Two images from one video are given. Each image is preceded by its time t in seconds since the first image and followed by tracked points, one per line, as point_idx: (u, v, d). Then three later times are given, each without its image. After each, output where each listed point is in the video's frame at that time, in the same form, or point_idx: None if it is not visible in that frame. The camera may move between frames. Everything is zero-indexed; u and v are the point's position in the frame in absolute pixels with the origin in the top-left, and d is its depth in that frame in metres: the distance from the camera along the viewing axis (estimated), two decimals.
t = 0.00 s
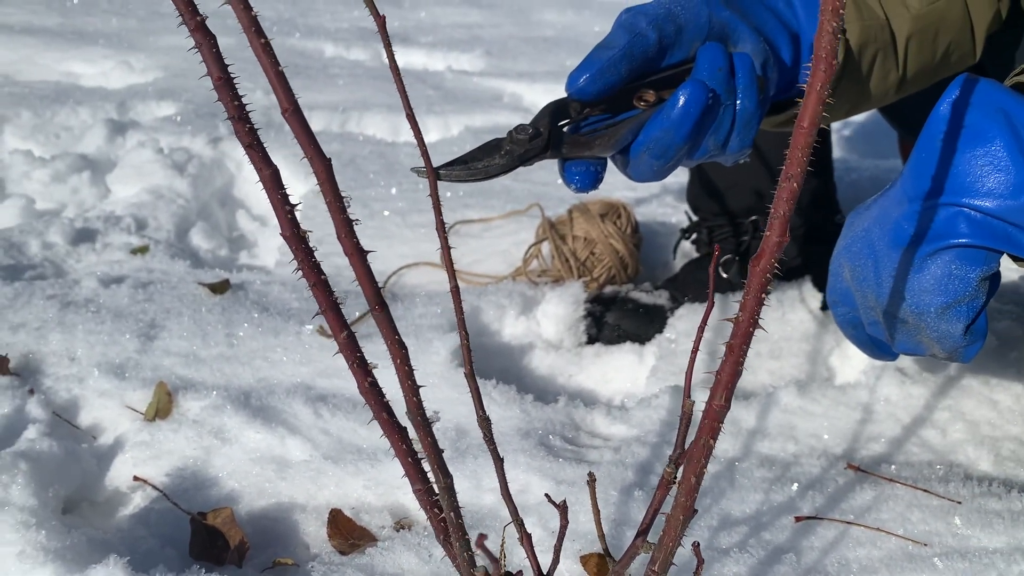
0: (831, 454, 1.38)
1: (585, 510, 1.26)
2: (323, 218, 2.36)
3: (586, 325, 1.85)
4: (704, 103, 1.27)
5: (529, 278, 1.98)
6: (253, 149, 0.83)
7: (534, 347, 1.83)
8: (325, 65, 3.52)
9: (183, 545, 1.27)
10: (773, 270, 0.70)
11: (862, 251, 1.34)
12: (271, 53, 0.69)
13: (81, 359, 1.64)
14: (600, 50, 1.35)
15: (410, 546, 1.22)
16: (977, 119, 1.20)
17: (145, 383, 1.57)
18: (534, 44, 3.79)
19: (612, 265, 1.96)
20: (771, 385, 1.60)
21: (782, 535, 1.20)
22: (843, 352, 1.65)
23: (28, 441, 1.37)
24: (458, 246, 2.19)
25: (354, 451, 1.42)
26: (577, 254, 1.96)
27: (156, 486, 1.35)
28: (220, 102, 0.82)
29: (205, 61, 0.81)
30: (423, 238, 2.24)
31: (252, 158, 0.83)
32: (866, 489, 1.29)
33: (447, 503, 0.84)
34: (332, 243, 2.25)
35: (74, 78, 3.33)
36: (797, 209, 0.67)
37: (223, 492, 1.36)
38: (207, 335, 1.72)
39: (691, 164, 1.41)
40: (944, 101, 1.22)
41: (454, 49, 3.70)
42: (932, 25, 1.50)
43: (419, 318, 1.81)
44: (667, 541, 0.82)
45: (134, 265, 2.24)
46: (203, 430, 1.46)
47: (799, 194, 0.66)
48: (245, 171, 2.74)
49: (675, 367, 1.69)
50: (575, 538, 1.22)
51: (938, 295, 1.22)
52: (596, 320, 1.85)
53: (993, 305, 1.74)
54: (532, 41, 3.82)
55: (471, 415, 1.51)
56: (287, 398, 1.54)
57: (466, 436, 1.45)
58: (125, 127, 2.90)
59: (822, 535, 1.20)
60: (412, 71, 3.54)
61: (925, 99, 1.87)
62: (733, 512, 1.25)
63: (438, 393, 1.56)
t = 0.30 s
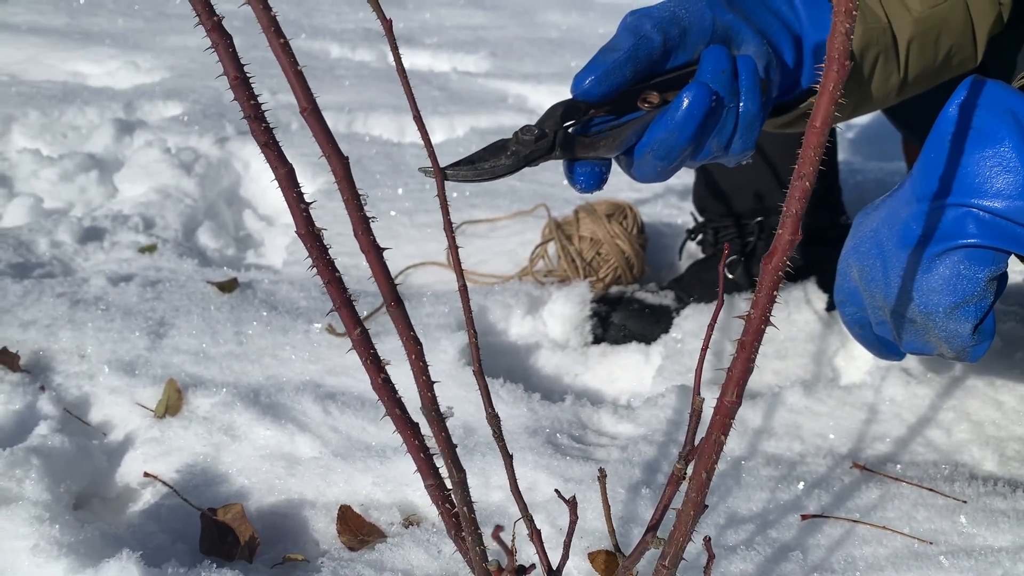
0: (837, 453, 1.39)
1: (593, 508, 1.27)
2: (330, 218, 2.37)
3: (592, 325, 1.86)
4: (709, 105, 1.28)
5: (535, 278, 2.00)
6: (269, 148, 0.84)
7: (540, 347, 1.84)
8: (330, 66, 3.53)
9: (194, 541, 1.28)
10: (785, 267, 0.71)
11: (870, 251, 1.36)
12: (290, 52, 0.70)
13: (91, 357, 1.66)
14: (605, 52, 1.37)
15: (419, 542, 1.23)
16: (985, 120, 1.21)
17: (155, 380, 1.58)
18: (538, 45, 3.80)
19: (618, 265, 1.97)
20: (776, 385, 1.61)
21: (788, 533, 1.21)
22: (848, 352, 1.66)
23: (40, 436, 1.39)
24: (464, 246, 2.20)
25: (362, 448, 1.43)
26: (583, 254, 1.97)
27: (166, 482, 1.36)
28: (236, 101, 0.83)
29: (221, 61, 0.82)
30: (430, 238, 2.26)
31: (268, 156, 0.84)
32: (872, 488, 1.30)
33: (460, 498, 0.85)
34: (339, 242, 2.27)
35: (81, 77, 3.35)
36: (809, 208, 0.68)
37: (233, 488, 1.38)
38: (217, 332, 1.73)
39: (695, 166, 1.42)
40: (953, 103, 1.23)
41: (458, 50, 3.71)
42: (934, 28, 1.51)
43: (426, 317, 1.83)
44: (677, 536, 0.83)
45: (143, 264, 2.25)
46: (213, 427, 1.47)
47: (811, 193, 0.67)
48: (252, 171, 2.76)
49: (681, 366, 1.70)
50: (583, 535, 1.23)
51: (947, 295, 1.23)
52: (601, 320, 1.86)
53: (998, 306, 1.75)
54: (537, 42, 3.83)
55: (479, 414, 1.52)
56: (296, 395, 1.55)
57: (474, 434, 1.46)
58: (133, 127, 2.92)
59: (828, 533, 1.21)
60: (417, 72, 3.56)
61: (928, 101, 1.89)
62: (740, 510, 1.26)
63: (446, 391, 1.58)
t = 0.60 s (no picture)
0: (842, 450, 1.40)
1: (599, 504, 1.28)
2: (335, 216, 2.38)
3: (597, 323, 1.87)
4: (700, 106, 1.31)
5: (540, 277, 2.01)
6: (283, 143, 0.85)
7: (546, 345, 1.85)
8: (335, 66, 3.54)
9: (202, 535, 1.29)
10: (793, 263, 0.71)
11: (874, 252, 1.36)
12: (309, 48, 0.71)
13: (99, 353, 1.66)
14: (606, 49, 1.37)
15: (427, 537, 1.24)
16: (989, 123, 1.22)
17: (163, 377, 1.59)
18: (543, 46, 3.81)
19: (623, 264, 1.97)
20: (781, 383, 1.62)
21: (793, 530, 1.22)
22: (852, 352, 1.67)
23: (49, 431, 1.40)
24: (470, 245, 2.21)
25: (369, 444, 1.44)
26: (589, 253, 1.98)
27: (175, 477, 1.36)
28: (252, 95, 0.84)
29: (238, 56, 0.83)
30: (435, 236, 2.27)
31: (282, 151, 0.85)
32: (876, 486, 1.30)
33: (469, 491, 0.86)
34: (345, 241, 2.28)
35: (87, 76, 3.36)
36: (817, 204, 0.69)
37: (241, 484, 1.38)
38: (224, 330, 1.74)
39: (695, 162, 1.42)
40: (957, 105, 1.24)
41: (463, 51, 3.72)
42: (935, 29, 1.52)
43: (432, 315, 1.84)
44: (685, 530, 0.83)
45: (150, 261, 2.26)
46: (221, 422, 1.48)
47: (820, 189, 0.68)
48: (257, 170, 2.77)
49: (686, 365, 1.71)
50: (589, 531, 1.23)
51: (949, 295, 1.23)
52: (606, 319, 1.86)
53: (1002, 307, 1.76)
54: (541, 43, 3.84)
55: (485, 411, 1.53)
56: (303, 392, 1.56)
57: (481, 430, 1.47)
58: (139, 125, 2.93)
59: (833, 530, 1.22)
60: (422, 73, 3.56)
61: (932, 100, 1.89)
62: (745, 507, 1.26)
63: (452, 389, 1.58)
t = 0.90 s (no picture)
0: (850, 451, 1.40)
1: (607, 505, 1.28)
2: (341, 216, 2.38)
3: (603, 324, 1.87)
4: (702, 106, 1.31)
5: (547, 277, 2.01)
6: (295, 142, 0.85)
7: (552, 345, 1.85)
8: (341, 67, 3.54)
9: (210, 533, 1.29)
10: (807, 262, 0.71)
11: (883, 255, 1.36)
12: (323, 45, 0.72)
13: (106, 351, 1.66)
14: (615, 49, 1.37)
15: (434, 537, 1.24)
16: (1000, 126, 1.22)
17: (170, 375, 1.59)
18: (548, 47, 3.81)
19: (629, 265, 1.97)
20: (788, 384, 1.62)
21: (801, 531, 1.22)
22: (859, 353, 1.67)
23: (57, 429, 1.40)
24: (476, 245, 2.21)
25: (377, 443, 1.44)
26: (595, 253, 1.98)
27: (182, 475, 1.36)
28: (263, 94, 0.84)
29: (249, 55, 0.83)
30: (441, 236, 2.27)
31: (294, 150, 0.85)
32: (884, 487, 1.30)
33: (480, 490, 0.86)
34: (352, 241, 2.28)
35: (93, 76, 3.37)
36: (832, 202, 0.69)
37: (248, 482, 1.39)
38: (231, 329, 1.74)
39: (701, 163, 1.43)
40: (966, 108, 1.24)
41: (468, 52, 3.73)
42: (941, 32, 1.52)
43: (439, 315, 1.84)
44: (696, 529, 0.83)
45: (156, 260, 2.26)
46: (228, 421, 1.48)
47: (835, 187, 0.67)
48: (263, 170, 2.78)
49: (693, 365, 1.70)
50: (597, 531, 1.23)
51: (958, 297, 1.24)
52: (613, 319, 1.87)
53: (1009, 309, 1.75)
54: (546, 44, 3.84)
55: (493, 411, 1.53)
56: (310, 391, 1.56)
57: (488, 430, 1.47)
58: (145, 125, 2.94)
59: (841, 531, 1.22)
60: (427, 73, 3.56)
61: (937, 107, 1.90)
62: (753, 508, 1.26)
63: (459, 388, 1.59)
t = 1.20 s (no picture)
0: (850, 452, 1.39)
1: (607, 505, 1.28)
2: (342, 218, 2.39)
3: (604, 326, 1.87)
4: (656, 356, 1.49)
5: (548, 278, 2.01)
6: (293, 142, 0.85)
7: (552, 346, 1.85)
8: (342, 68, 3.55)
9: (209, 533, 1.29)
10: (805, 262, 0.71)
11: (890, 250, 1.36)
12: (319, 46, 0.71)
13: (107, 351, 1.67)
14: (633, 283, 1.54)
15: (434, 537, 1.24)
16: (1006, 119, 1.24)
17: (170, 375, 1.59)
18: (549, 48, 3.81)
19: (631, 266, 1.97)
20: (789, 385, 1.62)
21: (801, 532, 1.22)
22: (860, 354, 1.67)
23: (57, 429, 1.40)
24: (477, 247, 2.21)
25: (377, 444, 1.44)
26: (596, 254, 1.98)
27: (182, 475, 1.36)
28: (261, 95, 0.84)
29: (247, 56, 0.83)
30: (443, 237, 2.27)
31: (292, 150, 0.85)
32: (885, 488, 1.30)
33: (478, 492, 0.85)
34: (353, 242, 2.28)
35: (95, 77, 3.38)
36: (830, 203, 0.68)
37: (248, 482, 1.39)
38: (231, 329, 1.74)
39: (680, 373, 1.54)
40: (972, 103, 1.26)
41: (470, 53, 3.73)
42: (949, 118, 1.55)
43: (440, 316, 1.84)
44: (695, 530, 0.83)
45: (157, 261, 2.27)
46: (228, 421, 1.48)
47: (833, 188, 0.67)
48: (265, 171, 2.78)
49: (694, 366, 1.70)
50: (596, 532, 1.23)
51: (966, 292, 1.23)
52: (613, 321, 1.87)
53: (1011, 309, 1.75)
54: (548, 46, 3.84)
55: (492, 411, 1.53)
56: (310, 391, 1.56)
57: (488, 431, 1.48)
58: (147, 126, 2.94)
59: (841, 532, 1.22)
60: (429, 74, 3.57)
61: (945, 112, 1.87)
62: (753, 509, 1.26)
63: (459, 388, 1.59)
